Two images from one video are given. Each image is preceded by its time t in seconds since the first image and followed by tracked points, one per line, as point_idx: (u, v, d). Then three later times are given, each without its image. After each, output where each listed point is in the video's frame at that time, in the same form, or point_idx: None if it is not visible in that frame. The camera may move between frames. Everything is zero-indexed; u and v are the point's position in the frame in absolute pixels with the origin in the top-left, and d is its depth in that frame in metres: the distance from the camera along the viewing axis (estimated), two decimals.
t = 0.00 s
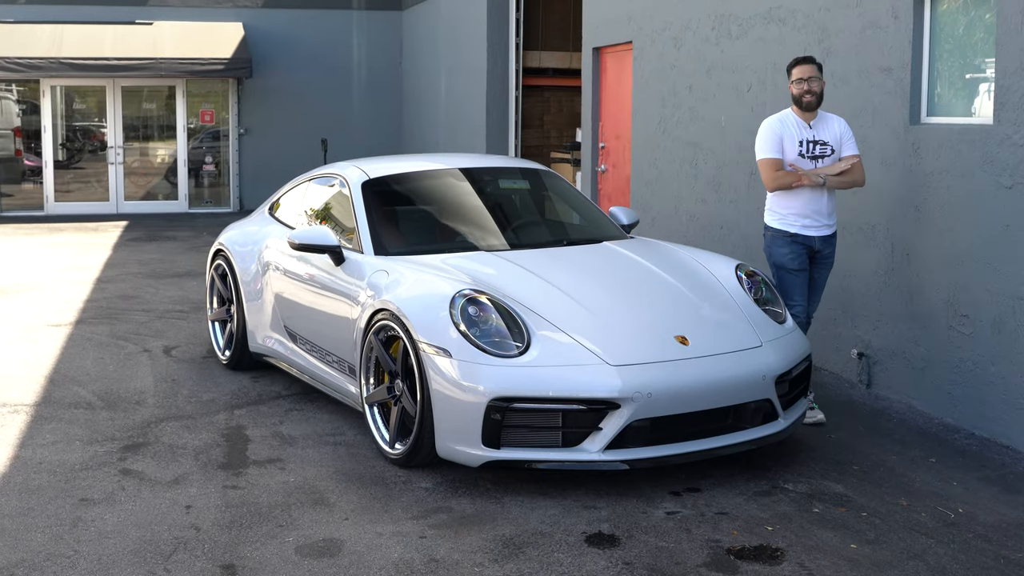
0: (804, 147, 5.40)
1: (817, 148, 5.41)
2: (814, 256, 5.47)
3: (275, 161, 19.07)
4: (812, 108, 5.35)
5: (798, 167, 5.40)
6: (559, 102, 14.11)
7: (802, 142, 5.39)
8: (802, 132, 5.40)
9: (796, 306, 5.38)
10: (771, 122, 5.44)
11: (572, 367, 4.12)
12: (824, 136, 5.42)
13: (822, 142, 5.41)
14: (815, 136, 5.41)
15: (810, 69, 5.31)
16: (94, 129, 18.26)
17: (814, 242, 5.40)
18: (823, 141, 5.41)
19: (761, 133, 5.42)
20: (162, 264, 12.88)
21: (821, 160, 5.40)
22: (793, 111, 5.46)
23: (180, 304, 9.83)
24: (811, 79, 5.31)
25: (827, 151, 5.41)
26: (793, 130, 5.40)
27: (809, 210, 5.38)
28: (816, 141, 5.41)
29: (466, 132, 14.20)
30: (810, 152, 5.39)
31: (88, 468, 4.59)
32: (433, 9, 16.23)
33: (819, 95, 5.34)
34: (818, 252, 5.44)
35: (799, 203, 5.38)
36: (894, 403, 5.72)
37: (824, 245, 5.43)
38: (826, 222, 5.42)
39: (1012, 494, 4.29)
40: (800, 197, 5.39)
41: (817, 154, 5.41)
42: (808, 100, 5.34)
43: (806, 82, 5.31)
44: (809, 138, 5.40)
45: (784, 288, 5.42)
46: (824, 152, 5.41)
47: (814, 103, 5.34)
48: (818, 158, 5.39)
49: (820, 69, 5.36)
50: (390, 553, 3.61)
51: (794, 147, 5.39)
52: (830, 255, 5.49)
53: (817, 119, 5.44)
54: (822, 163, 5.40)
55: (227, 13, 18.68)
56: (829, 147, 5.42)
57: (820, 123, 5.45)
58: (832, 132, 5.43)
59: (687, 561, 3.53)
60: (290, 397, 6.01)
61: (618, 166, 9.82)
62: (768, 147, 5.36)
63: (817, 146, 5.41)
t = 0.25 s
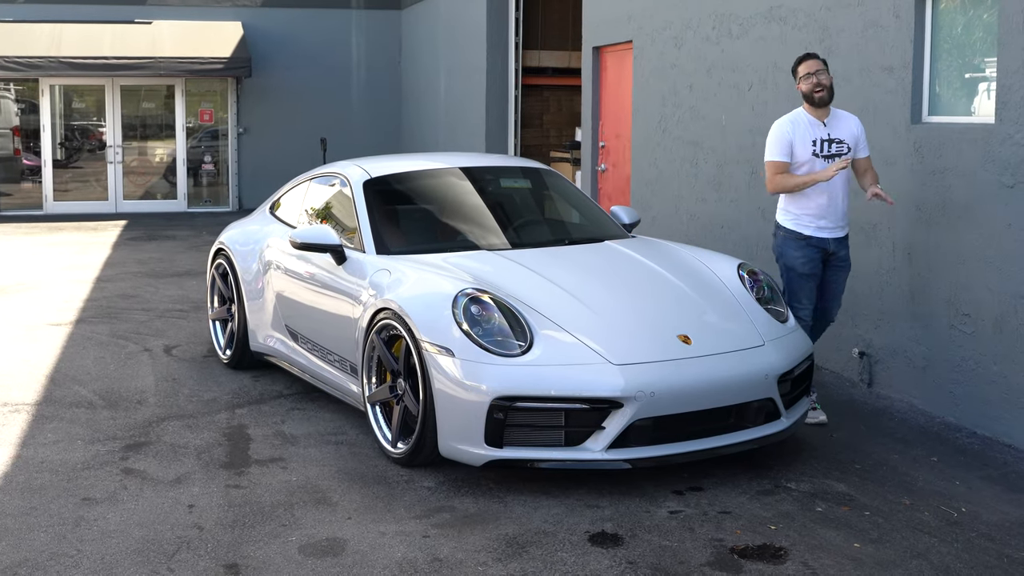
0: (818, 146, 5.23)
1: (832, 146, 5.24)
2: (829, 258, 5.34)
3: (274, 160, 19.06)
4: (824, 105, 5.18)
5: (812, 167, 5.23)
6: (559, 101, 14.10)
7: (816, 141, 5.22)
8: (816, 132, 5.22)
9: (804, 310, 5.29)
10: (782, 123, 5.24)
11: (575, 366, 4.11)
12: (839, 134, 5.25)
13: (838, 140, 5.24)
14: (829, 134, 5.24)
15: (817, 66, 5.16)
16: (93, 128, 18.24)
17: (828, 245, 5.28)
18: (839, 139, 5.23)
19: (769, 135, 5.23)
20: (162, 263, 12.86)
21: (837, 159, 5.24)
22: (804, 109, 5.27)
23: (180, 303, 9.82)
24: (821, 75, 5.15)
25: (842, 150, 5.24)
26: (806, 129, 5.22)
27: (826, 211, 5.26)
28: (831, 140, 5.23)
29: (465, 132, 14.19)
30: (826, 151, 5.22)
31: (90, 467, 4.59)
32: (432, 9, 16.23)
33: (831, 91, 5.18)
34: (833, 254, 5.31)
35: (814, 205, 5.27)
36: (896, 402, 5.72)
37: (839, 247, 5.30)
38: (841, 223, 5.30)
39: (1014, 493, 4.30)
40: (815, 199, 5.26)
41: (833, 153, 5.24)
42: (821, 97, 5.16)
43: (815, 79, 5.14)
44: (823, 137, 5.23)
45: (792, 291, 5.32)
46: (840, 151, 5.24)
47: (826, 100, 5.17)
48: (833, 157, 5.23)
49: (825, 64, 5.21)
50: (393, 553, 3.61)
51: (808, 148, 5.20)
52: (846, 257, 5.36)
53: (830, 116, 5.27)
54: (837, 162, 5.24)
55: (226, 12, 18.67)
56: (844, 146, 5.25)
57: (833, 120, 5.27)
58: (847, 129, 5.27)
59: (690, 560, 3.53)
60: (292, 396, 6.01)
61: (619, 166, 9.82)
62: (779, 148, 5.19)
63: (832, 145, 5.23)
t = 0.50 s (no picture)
0: (831, 147, 5.20)
1: (845, 147, 5.19)
2: (841, 260, 5.28)
3: (274, 161, 19.06)
4: (839, 106, 5.14)
5: (823, 167, 5.21)
6: (559, 102, 14.10)
7: (828, 141, 5.19)
8: (829, 132, 5.20)
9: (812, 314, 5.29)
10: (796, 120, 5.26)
11: (578, 367, 4.11)
12: (854, 136, 5.20)
13: (851, 141, 5.19)
14: (843, 135, 5.19)
15: (834, 66, 5.11)
16: (92, 129, 18.24)
17: (837, 248, 5.24)
18: (852, 141, 5.18)
19: (778, 132, 5.27)
20: (162, 264, 12.86)
21: (849, 160, 5.19)
22: (821, 109, 5.25)
23: (182, 304, 9.82)
24: (838, 76, 5.10)
25: (855, 151, 5.19)
26: (819, 129, 5.20)
27: (834, 213, 5.22)
28: (844, 141, 5.19)
29: (465, 133, 14.19)
30: (837, 152, 5.19)
31: (94, 468, 4.59)
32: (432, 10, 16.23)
33: (847, 92, 5.14)
34: (842, 256, 5.26)
35: (822, 205, 5.24)
36: (899, 403, 5.72)
37: (848, 249, 5.24)
38: (851, 225, 5.24)
39: (1017, 493, 4.30)
40: (823, 199, 5.24)
41: (845, 154, 5.19)
42: (835, 97, 5.12)
43: (830, 79, 5.11)
44: (836, 137, 5.19)
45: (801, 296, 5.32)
46: (853, 152, 5.19)
47: (841, 100, 5.13)
48: (845, 159, 5.19)
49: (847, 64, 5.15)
50: (397, 554, 3.61)
51: (819, 147, 5.20)
52: (860, 257, 5.27)
53: (846, 116, 5.22)
54: (849, 163, 5.20)
55: (226, 13, 18.67)
56: (858, 147, 5.20)
57: (849, 121, 5.22)
58: (863, 131, 5.20)
59: (694, 561, 3.54)
60: (294, 398, 6.01)
61: (620, 167, 9.81)
62: (785, 147, 5.24)
63: (845, 146, 5.19)
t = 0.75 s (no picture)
0: (841, 152, 5.08)
1: (855, 154, 5.04)
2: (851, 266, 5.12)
3: (273, 163, 19.06)
4: (848, 112, 4.99)
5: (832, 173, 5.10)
6: (558, 105, 14.11)
7: (837, 147, 5.08)
8: (839, 137, 5.07)
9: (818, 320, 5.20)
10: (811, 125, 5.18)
11: (579, 369, 4.12)
12: (865, 142, 5.02)
13: (862, 148, 5.02)
14: (853, 141, 5.04)
15: (846, 72, 4.94)
16: (91, 131, 18.24)
17: (844, 254, 5.09)
18: (862, 147, 5.02)
19: (795, 137, 5.21)
20: (162, 267, 12.86)
21: (858, 167, 5.04)
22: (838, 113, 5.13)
23: (181, 306, 9.82)
24: (847, 85, 4.94)
25: (865, 158, 5.02)
26: (829, 134, 5.09)
27: (840, 220, 5.09)
28: (853, 147, 5.04)
29: (464, 135, 14.20)
30: (846, 158, 5.05)
31: (94, 471, 4.59)
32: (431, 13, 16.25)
33: (858, 102, 4.97)
34: (850, 262, 5.10)
35: (830, 211, 5.11)
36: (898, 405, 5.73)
37: (857, 254, 5.07)
38: (858, 233, 5.07)
39: (1017, 494, 4.31)
40: (830, 205, 5.11)
41: (854, 161, 5.04)
42: (844, 104, 4.98)
43: (840, 86, 4.97)
44: (846, 143, 5.06)
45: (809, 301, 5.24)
46: (863, 159, 5.02)
47: (851, 108, 4.97)
48: (853, 165, 5.04)
49: (863, 70, 4.95)
50: (399, 556, 3.62)
51: (827, 153, 5.10)
52: (871, 263, 5.07)
53: (860, 122, 5.05)
54: (858, 170, 5.04)
55: (225, 15, 18.68)
56: (869, 154, 5.02)
57: (863, 126, 5.04)
58: (876, 137, 5.01)
59: (695, 563, 3.54)
60: (294, 400, 6.01)
61: (619, 169, 9.82)
62: (799, 152, 5.17)
63: (855, 152, 5.04)
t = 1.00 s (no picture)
0: (866, 155, 4.93)
1: (880, 157, 4.88)
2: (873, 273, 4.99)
3: (271, 165, 19.06)
4: (872, 118, 4.83)
5: (859, 176, 4.96)
6: (557, 106, 14.12)
7: (862, 149, 4.94)
8: (865, 140, 4.93)
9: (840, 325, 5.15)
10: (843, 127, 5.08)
11: (579, 370, 4.12)
12: (891, 145, 4.85)
13: (887, 151, 4.85)
14: (879, 144, 4.88)
15: (869, 76, 4.78)
16: (89, 133, 18.23)
17: (866, 261, 4.97)
18: (887, 150, 4.85)
19: (826, 141, 5.15)
20: (160, 268, 12.85)
21: (883, 171, 4.87)
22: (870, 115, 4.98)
23: (181, 308, 9.81)
24: (869, 89, 4.79)
25: (890, 162, 4.85)
26: (856, 137, 4.97)
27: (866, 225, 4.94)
28: (879, 150, 4.88)
29: (463, 136, 14.20)
30: (871, 161, 4.90)
31: (95, 472, 4.59)
32: (429, 14, 16.25)
33: (882, 106, 4.80)
34: (872, 268, 4.97)
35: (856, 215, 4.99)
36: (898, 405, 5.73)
37: (879, 260, 4.94)
38: (884, 238, 4.91)
39: (1017, 494, 4.31)
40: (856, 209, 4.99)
41: (879, 164, 4.88)
42: (867, 108, 4.83)
43: (863, 90, 4.82)
44: (872, 146, 4.90)
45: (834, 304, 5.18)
46: (888, 163, 4.85)
47: (874, 113, 4.81)
48: (878, 169, 4.88)
49: (887, 72, 4.76)
50: (400, 556, 3.62)
51: (853, 156, 4.97)
52: (895, 270, 4.91)
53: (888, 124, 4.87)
54: (883, 174, 4.87)
55: (223, 17, 18.68)
56: (895, 158, 4.84)
57: (891, 129, 4.87)
58: (903, 141, 4.82)
59: (696, 563, 3.55)
60: (294, 401, 6.01)
61: (617, 170, 9.82)
62: (827, 156, 5.11)
63: (881, 155, 4.87)
